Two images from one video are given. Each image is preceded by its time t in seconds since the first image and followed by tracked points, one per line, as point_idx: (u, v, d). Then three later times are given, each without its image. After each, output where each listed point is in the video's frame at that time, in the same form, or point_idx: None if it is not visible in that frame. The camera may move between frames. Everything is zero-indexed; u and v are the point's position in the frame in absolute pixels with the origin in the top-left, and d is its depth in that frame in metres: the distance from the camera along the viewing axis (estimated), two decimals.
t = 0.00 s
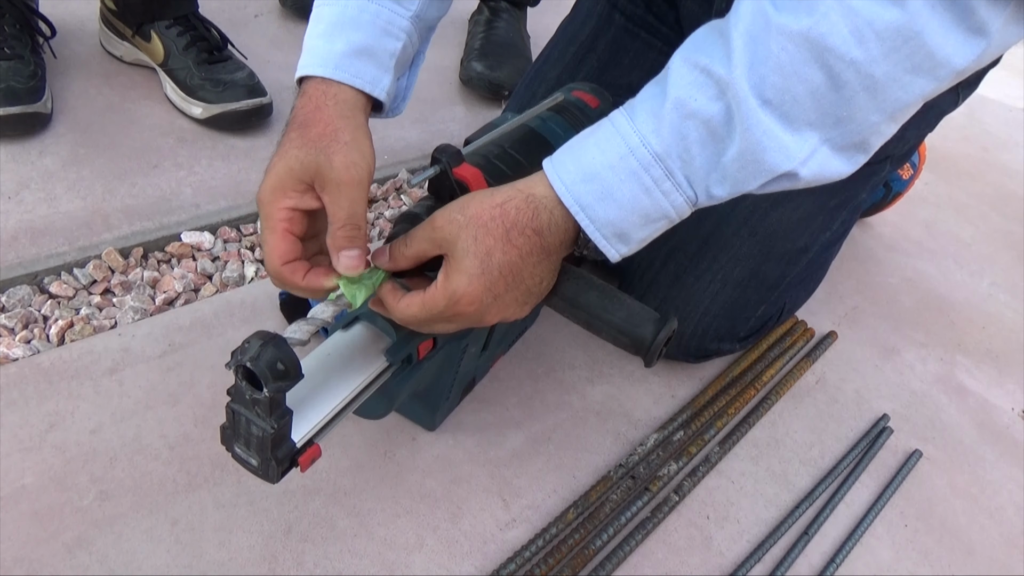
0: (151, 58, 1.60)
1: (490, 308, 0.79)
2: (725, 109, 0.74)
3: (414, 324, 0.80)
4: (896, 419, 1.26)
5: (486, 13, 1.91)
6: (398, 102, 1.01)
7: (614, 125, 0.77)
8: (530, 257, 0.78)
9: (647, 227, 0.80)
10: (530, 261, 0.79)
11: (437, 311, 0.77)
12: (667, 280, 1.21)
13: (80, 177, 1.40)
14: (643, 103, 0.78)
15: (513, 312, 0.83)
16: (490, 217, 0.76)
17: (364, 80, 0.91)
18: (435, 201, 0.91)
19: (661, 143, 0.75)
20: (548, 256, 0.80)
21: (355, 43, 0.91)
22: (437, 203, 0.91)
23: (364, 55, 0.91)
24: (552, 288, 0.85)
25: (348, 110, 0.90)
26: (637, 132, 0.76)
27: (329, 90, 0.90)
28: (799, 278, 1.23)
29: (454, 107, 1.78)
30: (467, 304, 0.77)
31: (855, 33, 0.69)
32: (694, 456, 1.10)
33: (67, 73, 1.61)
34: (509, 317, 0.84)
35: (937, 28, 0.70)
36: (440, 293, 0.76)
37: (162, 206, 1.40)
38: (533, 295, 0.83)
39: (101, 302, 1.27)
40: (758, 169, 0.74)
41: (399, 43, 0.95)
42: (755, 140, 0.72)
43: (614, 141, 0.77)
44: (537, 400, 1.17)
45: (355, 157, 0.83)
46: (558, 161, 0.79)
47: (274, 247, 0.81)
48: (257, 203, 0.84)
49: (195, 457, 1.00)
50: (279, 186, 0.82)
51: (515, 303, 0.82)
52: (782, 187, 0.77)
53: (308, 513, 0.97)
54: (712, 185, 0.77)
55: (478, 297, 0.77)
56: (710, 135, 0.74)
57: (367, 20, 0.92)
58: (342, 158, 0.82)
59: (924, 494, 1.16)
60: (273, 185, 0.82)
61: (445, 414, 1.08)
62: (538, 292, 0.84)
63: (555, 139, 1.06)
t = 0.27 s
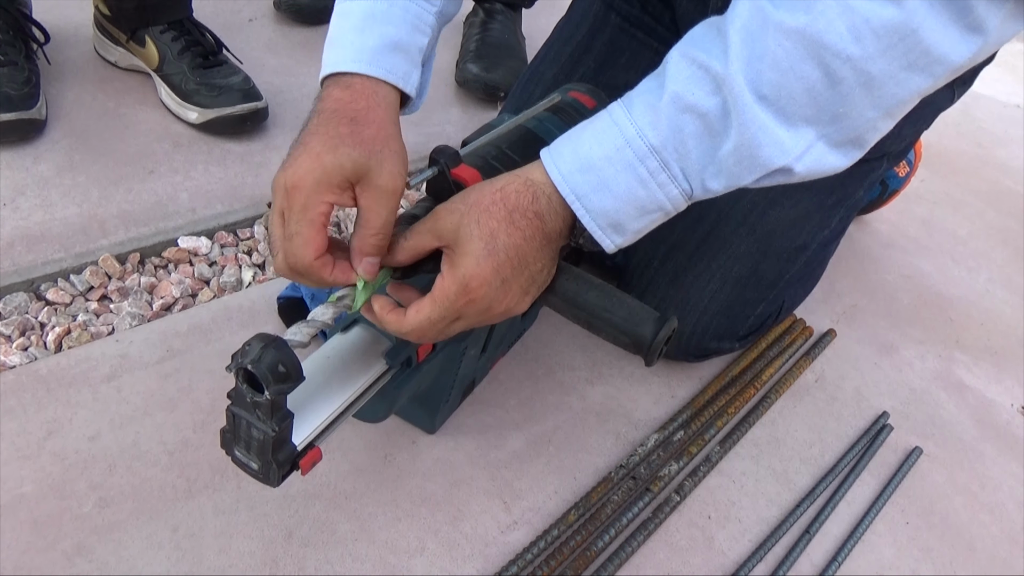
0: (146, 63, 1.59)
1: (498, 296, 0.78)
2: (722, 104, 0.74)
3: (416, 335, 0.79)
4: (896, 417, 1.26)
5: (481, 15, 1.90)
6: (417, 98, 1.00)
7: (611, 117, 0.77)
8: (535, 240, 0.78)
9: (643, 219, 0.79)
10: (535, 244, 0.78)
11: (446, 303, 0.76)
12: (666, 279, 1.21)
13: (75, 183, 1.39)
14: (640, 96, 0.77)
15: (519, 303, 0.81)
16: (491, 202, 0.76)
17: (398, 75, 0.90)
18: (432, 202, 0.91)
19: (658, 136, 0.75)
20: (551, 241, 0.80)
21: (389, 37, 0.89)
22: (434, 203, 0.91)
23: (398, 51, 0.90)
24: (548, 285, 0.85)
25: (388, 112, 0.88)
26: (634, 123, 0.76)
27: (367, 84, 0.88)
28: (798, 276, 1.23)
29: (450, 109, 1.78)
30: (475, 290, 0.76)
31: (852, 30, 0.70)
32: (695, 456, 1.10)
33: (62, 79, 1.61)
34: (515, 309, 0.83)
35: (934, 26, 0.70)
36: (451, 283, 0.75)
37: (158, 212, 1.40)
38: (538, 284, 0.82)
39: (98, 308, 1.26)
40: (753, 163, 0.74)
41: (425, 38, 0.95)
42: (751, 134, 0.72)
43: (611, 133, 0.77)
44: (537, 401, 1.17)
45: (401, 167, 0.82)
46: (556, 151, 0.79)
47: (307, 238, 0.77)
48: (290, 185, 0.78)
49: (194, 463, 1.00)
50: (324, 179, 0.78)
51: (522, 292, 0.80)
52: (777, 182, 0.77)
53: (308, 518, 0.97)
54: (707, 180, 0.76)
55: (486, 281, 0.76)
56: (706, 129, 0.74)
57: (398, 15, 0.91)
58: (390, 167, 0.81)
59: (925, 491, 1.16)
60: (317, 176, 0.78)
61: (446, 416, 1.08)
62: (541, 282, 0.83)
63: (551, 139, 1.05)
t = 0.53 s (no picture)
0: (140, 62, 1.59)
1: (504, 285, 0.77)
2: (708, 93, 0.73)
3: (417, 318, 0.78)
4: (894, 412, 1.27)
5: (477, 13, 1.89)
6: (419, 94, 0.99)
7: (597, 105, 0.77)
8: (533, 228, 0.78)
9: (630, 207, 0.79)
10: (534, 232, 0.78)
11: (451, 293, 0.76)
12: (664, 275, 1.21)
13: (70, 183, 1.39)
14: (626, 84, 0.77)
15: (523, 293, 0.80)
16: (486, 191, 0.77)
17: (404, 72, 0.89)
18: (432, 200, 0.91)
19: (643, 123, 0.75)
20: (548, 230, 0.80)
21: (395, 33, 0.88)
22: (434, 201, 0.91)
23: (402, 46, 0.89)
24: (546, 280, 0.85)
25: (396, 106, 0.87)
26: (620, 111, 0.76)
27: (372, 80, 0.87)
28: (797, 272, 1.23)
29: (446, 107, 1.77)
30: (481, 279, 0.75)
31: (838, 19, 0.70)
32: (694, 452, 1.10)
33: (56, 79, 1.60)
34: (521, 302, 0.82)
35: (922, 17, 0.70)
36: (456, 272, 0.75)
37: (154, 211, 1.39)
38: (542, 275, 0.82)
39: (95, 308, 1.26)
40: (740, 153, 0.74)
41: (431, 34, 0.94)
42: (737, 124, 0.72)
43: (597, 121, 0.76)
44: (535, 399, 1.17)
45: (408, 165, 0.81)
46: (542, 140, 0.79)
47: (315, 244, 0.76)
48: (296, 189, 0.77)
49: (191, 462, 1.00)
50: (329, 182, 0.76)
51: (526, 281, 0.79)
52: (763, 172, 0.77)
53: (307, 517, 0.96)
54: (694, 169, 0.76)
55: (491, 270, 0.75)
56: (692, 118, 0.74)
57: (405, 10, 0.90)
58: (397, 165, 0.79)
59: (924, 487, 1.16)
60: (322, 179, 0.76)
61: (444, 414, 1.08)
62: (542, 273, 0.82)
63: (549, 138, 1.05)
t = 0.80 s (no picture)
0: (134, 58, 1.58)
1: (469, 277, 0.76)
2: (701, 79, 0.73)
3: (378, 311, 0.80)
4: (889, 410, 1.27)
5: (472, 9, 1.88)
6: (457, 89, 1.04)
7: (584, 90, 0.76)
8: (502, 218, 0.76)
9: (615, 197, 0.78)
10: (503, 222, 0.76)
11: (412, 283, 0.75)
12: (658, 275, 1.21)
13: (63, 180, 1.38)
14: (615, 70, 0.76)
15: (493, 287, 0.78)
16: (455, 178, 0.76)
17: (431, 67, 0.94)
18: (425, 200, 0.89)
19: (630, 109, 0.74)
20: (521, 221, 0.78)
21: (421, 31, 0.94)
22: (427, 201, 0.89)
23: (430, 43, 0.94)
24: (523, 279, 0.82)
25: (414, 97, 0.93)
26: (607, 96, 0.75)
27: (399, 74, 0.94)
28: (791, 271, 1.23)
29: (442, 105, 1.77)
30: (440, 269, 0.74)
31: (835, 5, 0.69)
32: (689, 450, 1.10)
33: (49, 75, 1.59)
34: (494, 298, 0.80)
35: (920, 5, 0.70)
36: (413, 261, 0.74)
37: (147, 208, 1.38)
38: (516, 269, 0.80)
39: (88, 305, 1.25)
40: (732, 141, 0.73)
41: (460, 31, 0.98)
42: (730, 111, 0.72)
43: (583, 105, 0.75)
44: (530, 397, 1.16)
45: (400, 142, 0.87)
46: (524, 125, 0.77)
47: (302, 195, 0.85)
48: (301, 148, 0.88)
49: (185, 461, 0.99)
50: (322, 142, 0.87)
51: (494, 274, 0.77)
52: (757, 163, 0.76)
53: (301, 515, 0.96)
54: (683, 158, 0.75)
55: (452, 260, 0.74)
56: (683, 104, 0.73)
57: (431, 9, 0.95)
58: (387, 138, 0.86)
59: (919, 485, 1.16)
60: (317, 140, 0.87)
61: (439, 412, 1.08)
62: (519, 266, 0.80)
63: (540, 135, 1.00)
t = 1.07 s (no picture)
0: (128, 51, 1.57)
1: (467, 259, 0.75)
2: (693, 56, 0.73)
3: (384, 303, 0.79)
4: (883, 407, 1.27)
5: (469, 4, 1.87)
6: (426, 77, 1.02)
7: (576, 67, 0.75)
8: (497, 197, 0.76)
9: (608, 175, 0.77)
10: (498, 201, 0.76)
11: (409, 269, 0.75)
12: (652, 270, 1.21)
13: (55, 173, 1.37)
14: (607, 47, 0.76)
15: (491, 267, 0.78)
16: (448, 159, 0.75)
17: (406, 52, 0.92)
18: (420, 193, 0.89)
19: (623, 85, 0.73)
20: (516, 200, 0.78)
21: (397, 14, 0.92)
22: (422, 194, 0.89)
23: (406, 27, 0.93)
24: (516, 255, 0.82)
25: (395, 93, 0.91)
26: (599, 72, 0.74)
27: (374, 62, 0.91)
28: (785, 266, 1.23)
29: (437, 100, 1.76)
30: (438, 254, 0.73)
31: None
32: (683, 447, 1.10)
33: (41, 68, 1.58)
34: (490, 278, 0.80)
35: None
36: (410, 246, 0.74)
37: (140, 202, 1.37)
38: (511, 248, 0.80)
39: (80, 300, 1.24)
40: (725, 119, 0.73)
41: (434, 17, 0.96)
42: (723, 88, 0.72)
43: (575, 82, 0.74)
44: (524, 393, 1.16)
45: (393, 149, 0.86)
46: (515, 103, 0.76)
47: (311, 211, 0.83)
48: (285, 158, 0.81)
49: (177, 456, 0.99)
50: (317, 154, 0.81)
51: (491, 254, 0.77)
52: (749, 141, 0.76)
53: (294, 511, 0.96)
54: (676, 136, 0.75)
55: (450, 243, 0.73)
56: (676, 81, 0.73)
57: None
58: (383, 149, 0.84)
59: (912, 482, 1.17)
60: (311, 151, 0.81)
61: (433, 408, 1.07)
62: (513, 245, 0.80)
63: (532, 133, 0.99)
